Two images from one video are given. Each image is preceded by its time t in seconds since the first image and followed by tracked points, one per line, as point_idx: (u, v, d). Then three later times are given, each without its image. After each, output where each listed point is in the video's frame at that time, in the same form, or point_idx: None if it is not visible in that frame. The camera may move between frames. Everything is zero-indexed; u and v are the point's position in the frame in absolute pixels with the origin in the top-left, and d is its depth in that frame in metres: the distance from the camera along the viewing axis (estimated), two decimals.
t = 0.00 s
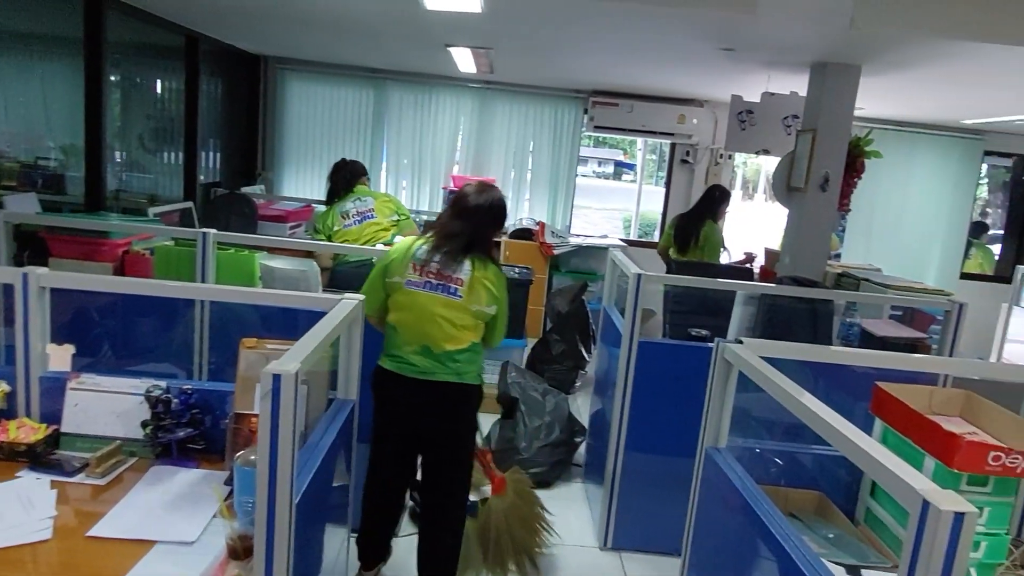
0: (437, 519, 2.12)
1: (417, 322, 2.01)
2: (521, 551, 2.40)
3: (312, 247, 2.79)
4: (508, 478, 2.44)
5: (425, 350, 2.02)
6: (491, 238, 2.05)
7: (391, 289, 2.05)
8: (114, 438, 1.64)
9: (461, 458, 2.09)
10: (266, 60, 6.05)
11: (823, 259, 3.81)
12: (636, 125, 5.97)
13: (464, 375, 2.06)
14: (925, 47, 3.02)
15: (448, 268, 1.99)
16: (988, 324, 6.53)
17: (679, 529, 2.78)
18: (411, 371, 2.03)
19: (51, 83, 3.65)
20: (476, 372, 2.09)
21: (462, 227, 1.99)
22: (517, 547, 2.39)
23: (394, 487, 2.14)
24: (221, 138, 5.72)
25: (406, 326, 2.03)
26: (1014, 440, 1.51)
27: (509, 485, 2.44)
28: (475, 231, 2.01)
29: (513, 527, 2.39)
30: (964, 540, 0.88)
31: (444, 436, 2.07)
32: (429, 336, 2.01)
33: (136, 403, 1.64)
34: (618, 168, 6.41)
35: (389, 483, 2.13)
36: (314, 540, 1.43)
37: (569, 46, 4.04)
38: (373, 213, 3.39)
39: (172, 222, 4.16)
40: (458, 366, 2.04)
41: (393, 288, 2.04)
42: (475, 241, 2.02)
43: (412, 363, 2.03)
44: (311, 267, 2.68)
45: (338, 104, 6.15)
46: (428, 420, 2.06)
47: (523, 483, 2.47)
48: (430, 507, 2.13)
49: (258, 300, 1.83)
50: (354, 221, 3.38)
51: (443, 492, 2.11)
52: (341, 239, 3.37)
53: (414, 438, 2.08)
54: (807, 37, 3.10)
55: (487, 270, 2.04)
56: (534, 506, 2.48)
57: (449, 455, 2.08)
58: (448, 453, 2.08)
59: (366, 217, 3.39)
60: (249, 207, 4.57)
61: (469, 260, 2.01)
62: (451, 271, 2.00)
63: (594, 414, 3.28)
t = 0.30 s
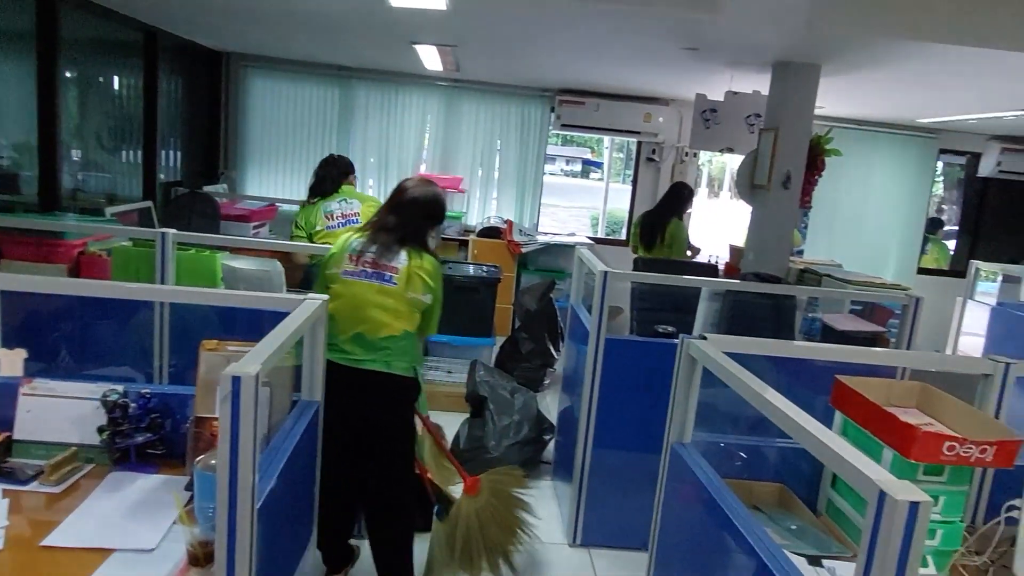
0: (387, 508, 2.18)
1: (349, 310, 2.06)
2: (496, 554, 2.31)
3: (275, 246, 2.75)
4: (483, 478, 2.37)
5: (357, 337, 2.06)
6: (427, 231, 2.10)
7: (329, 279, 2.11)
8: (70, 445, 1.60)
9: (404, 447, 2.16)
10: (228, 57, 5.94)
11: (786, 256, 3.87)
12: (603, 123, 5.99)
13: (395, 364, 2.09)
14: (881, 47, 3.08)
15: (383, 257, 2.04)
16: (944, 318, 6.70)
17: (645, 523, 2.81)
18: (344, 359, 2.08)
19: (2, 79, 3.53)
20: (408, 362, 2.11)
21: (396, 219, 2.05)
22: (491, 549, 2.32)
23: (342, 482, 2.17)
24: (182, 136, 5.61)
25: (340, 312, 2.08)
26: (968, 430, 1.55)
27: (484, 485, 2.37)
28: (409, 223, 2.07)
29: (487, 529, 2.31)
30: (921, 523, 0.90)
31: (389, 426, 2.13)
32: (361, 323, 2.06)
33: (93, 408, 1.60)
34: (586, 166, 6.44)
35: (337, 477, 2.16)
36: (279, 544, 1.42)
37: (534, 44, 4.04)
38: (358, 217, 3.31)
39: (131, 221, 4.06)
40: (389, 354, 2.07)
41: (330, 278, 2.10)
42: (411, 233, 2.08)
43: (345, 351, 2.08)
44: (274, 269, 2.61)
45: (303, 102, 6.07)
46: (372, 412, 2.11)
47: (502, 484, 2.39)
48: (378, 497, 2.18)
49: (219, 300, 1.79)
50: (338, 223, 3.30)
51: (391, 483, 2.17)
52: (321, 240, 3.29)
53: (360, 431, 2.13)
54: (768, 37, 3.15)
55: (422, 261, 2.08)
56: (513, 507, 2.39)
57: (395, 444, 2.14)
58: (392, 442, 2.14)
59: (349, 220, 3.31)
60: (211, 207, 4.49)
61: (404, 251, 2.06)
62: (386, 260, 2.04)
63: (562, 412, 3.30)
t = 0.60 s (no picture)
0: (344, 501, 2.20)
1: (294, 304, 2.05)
2: (434, 569, 2.26)
3: (235, 245, 2.70)
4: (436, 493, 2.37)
5: (302, 331, 2.05)
6: (377, 223, 2.07)
7: (278, 273, 2.10)
8: (20, 450, 1.55)
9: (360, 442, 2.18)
10: (187, 51, 5.81)
11: (748, 251, 3.92)
12: (568, 121, 6.01)
13: (339, 359, 2.07)
14: (838, 47, 3.14)
15: (329, 251, 2.02)
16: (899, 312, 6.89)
17: (609, 517, 2.83)
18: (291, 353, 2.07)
19: None
20: (354, 356, 2.10)
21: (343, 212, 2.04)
22: (430, 564, 2.27)
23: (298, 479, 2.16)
24: (139, 133, 5.47)
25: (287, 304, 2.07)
26: (923, 420, 1.59)
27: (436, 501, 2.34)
28: (358, 216, 2.05)
29: (430, 545, 2.27)
30: (874, 516, 0.92)
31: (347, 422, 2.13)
32: (306, 317, 2.04)
33: (46, 413, 1.55)
34: (552, 163, 6.47)
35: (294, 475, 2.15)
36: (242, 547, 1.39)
37: (497, 41, 4.03)
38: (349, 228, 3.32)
39: (86, 220, 3.95)
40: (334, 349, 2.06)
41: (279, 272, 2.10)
42: (359, 226, 2.05)
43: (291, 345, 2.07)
44: (234, 267, 2.54)
45: (265, 98, 5.97)
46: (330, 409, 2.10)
47: (456, 501, 2.38)
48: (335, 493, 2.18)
49: (176, 301, 1.75)
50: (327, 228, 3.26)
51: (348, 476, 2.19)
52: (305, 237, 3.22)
53: (316, 428, 2.12)
54: (729, 35, 3.18)
55: (369, 253, 2.04)
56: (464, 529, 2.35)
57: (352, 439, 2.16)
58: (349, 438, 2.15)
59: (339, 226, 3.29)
60: (170, 206, 4.40)
61: (351, 243, 2.03)
62: (333, 253, 2.02)
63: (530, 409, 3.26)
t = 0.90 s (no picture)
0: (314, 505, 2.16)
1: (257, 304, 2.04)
2: None
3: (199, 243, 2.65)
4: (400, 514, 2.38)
5: (263, 331, 2.04)
6: (342, 220, 2.04)
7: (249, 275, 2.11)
8: None
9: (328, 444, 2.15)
10: (147, 47, 5.68)
11: (715, 248, 3.97)
12: (537, 118, 6.01)
13: (294, 361, 2.03)
14: (801, 45, 3.19)
15: (291, 248, 2.00)
16: (862, 306, 7.03)
17: (579, 513, 2.84)
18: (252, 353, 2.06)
19: None
20: (310, 358, 2.04)
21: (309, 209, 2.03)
22: None
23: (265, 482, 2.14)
24: (99, 130, 5.34)
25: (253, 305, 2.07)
26: (883, 411, 1.61)
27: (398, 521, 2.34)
28: (322, 214, 2.03)
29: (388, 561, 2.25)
30: (834, 504, 0.93)
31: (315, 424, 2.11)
32: (266, 317, 2.03)
33: None
34: (523, 162, 6.48)
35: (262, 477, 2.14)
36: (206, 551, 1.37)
37: (464, 38, 4.01)
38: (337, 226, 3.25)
39: (44, 220, 3.84)
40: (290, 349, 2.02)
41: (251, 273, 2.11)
42: (323, 223, 2.02)
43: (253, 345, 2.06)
44: (197, 267, 2.49)
45: (228, 95, 5.87)
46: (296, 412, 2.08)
47: (417, 523, 2.40)
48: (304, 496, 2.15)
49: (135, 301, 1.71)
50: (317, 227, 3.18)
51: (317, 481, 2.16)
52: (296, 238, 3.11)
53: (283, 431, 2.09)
54: (694, 34, 3.21)
55: (327, 251, 1.99)
56: (423, 549, 2.35)
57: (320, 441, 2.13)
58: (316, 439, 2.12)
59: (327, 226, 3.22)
60: (130, 205, 4.31)
61: (312, 241, 2.00)
62: (293, 251, 1.99)
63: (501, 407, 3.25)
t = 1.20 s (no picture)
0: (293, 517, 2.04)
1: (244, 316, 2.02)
2: None
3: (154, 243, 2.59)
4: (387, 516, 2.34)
5: (246, 344, 2.00)
6: (327, 226, 1.97)
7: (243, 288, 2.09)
8: None
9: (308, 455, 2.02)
10: (102, 41, 5.54)
11: (680, 244, 4.02)
12: (502, 116, 6.01)
13: (274, 376, 1.96)
14: (760, 45, 3.24)
15: (273, 257, 1.95)
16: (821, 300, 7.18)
17: (546, 509, 2.85)
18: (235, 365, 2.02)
19: None
20: (293, 375, 1.96)
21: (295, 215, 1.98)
22: None
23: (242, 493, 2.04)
24: (53, 127, 5.18)
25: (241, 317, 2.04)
26: (841, 404, 1.64)
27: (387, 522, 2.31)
28: (308, 219, 1.97)
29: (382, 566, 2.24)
30: (789, 495, 0.95)
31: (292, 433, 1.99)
32: (248, 329, 2.00)
33: None
34: (490, 159, 6.51)
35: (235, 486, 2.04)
36: (162, 554, 1.34)
37: (428, 35, 3.99)
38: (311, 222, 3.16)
39: None
40: (267, 363, 1.95)
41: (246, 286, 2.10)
42: (308, 228, 1.96)
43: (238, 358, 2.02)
44: (156, 266, 2.49)
45: (188, 91, 5.75)
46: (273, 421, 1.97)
47: (401, 520, 2.38)
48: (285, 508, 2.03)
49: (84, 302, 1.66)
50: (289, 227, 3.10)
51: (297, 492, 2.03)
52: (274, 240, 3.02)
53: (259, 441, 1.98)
54: (657, 32, 3.24)
55: (306, 260, 1.93)
56: (411, 546, 2.34)
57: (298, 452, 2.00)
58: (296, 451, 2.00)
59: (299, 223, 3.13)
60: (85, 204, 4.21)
61: (294, 248, 1.94)
62: (275, 260, 1.95)
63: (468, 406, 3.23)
